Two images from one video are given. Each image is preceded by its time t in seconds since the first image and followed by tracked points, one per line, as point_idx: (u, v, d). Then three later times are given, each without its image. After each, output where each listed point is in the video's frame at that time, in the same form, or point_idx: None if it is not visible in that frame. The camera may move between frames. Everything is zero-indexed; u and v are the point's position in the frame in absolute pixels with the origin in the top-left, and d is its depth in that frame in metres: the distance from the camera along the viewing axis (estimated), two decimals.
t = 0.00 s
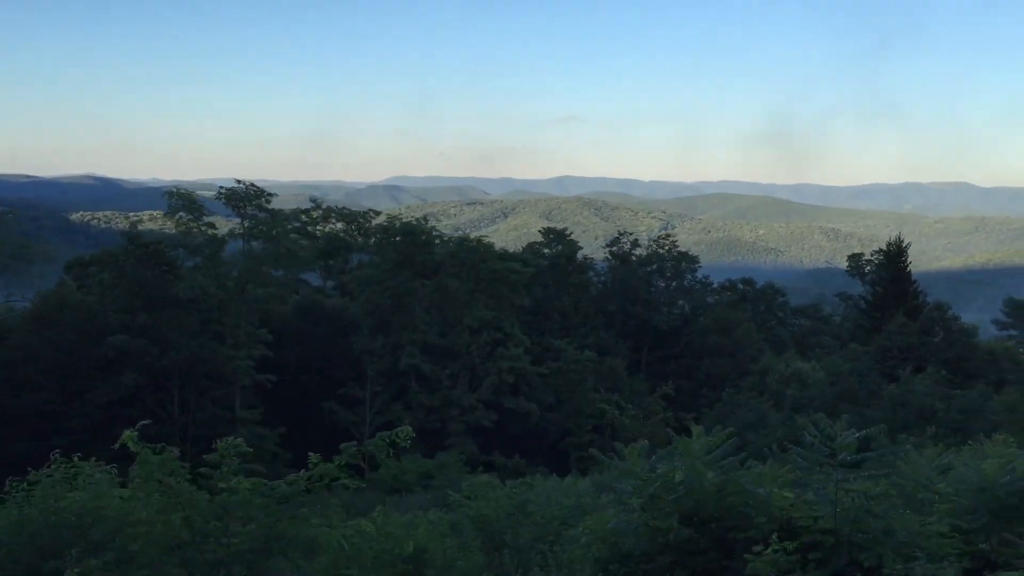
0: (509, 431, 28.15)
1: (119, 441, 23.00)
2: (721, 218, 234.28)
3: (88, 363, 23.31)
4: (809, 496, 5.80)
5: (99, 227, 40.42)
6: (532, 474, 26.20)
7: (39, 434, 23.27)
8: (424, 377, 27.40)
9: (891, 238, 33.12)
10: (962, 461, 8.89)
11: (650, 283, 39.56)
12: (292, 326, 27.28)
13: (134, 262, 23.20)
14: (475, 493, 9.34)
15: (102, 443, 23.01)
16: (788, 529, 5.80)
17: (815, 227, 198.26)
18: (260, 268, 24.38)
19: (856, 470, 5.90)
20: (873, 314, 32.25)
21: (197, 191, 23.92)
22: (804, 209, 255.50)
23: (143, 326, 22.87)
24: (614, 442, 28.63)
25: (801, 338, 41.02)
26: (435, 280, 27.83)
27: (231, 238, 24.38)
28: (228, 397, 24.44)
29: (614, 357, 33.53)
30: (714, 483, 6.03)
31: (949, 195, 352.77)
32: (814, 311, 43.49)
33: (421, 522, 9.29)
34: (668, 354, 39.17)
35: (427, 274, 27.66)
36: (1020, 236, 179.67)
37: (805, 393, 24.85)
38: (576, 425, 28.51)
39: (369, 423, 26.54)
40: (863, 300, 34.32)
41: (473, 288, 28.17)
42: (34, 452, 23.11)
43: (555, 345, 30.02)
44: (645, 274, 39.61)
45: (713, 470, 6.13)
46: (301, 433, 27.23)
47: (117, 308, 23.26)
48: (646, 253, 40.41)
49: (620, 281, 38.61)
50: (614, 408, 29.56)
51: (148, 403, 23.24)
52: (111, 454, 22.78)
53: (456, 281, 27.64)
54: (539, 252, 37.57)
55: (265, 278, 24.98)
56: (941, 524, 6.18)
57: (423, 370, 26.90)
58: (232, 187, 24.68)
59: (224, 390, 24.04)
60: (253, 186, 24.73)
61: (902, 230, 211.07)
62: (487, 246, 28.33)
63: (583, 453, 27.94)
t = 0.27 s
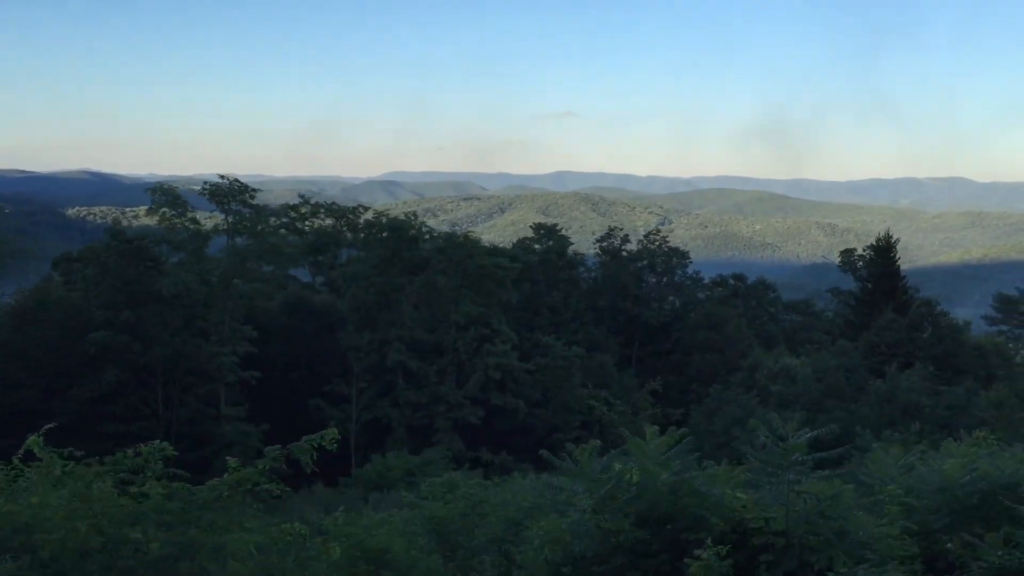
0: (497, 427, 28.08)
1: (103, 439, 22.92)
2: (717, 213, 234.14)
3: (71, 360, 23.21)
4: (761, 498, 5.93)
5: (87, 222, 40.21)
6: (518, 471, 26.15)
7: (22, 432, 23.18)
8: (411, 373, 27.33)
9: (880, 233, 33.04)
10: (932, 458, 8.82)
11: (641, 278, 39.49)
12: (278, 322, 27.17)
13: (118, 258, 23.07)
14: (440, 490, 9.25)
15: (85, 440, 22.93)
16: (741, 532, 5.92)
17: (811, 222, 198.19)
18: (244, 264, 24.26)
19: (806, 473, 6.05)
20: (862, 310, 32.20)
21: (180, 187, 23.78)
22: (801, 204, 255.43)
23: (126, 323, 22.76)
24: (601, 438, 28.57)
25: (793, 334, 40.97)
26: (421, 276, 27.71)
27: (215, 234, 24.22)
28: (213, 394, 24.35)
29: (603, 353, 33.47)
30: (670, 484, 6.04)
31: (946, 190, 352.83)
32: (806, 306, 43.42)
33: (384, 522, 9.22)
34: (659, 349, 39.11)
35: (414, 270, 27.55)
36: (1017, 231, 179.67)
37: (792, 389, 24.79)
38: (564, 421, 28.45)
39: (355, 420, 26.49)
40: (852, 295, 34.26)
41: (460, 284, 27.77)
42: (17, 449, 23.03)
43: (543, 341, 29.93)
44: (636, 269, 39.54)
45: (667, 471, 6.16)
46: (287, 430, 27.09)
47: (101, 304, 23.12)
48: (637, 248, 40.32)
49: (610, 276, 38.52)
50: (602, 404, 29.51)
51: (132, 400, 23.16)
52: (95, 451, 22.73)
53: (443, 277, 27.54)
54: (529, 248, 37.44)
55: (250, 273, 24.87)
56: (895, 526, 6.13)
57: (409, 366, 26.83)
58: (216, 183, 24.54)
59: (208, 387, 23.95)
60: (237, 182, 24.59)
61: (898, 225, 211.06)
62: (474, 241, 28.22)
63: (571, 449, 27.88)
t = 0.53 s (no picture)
0: (488, 423, 28.00)
1: (91, 435, 22.87)
2: (717, 208, 233.75)
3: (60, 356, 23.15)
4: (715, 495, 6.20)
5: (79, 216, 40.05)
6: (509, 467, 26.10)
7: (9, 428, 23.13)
8: (401, 369, 27.26)
9: (873, 228, 32.90)
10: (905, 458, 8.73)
11: (635, 273, 39.35)
12: (269, 318, 27.09)
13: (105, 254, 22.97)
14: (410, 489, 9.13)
15: (73, 436, 22.89)
16: (695, 531, 6.16)
17: (813, 217, 197.66)
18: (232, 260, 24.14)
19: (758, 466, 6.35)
20: (856, 305, 32.07)
21: (167, 182, 23.66)
22: (801, 199, 255.00)
23: (114, 319, 22.67)
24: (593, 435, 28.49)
25: (788, 329, 40.84)
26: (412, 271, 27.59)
27: (203, 229, 24.06)
28: (202, 390, 24.28)
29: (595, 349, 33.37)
30: (628, 482, 6.27)
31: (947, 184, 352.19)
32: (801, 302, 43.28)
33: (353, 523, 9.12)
34: (653, 345, 39.01)
35: (404, 266, 27.42)
36: (1017, 226, 179.23)
37: (782, 385, 24.69)
38: (555, 417, 28.38)
39: (346, 416, 26.44)
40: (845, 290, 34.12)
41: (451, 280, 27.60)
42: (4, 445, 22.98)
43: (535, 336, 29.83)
44: (631, 264, 39.40)
45: (622, 469, 6.36)
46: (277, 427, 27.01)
47: (88, 300, 23.02)
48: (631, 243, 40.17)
49: (604, 271, 38.40)
50: (594, 400, 29.41)
51: (119, 396, 23.10)
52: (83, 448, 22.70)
53: (434, 272, 27.41)
54: (523, 243, 37.28)
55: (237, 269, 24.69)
56: (849, 527, 6.22)
57: (400, 362, 26.76)
58: (203, 178, 24.41)
59: (196, 383, 23.87)
60: (225, 177, 24.46)
61: (899, 220, 210.67)
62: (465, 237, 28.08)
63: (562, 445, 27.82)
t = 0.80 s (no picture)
0: (479, 420, 27.94)
1: (78, 431, 22.79)
2: (719, 204, 233.25)
3: (48, 351, 23.08)
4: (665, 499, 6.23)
5: (72, 211, 39.91)
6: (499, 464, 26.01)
7: None
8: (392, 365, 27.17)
9: (868, 225, 32.79)
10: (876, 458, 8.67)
11: (630, 270, 39.21)
12: (259, 314, 27.00)
13: (93, 249, 22.89)
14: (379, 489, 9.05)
15: (60, 432, 22.81)
16: (646, 535, 6.19)
17: (815, 212, 197.15)
18: (220, 255, 24.03)
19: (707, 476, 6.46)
20: (850, 302, 31.96)
21: (156, 177, 23.55)
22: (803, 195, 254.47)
23: (101, 314, 22.59)
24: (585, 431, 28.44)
25: (783, 326, 40.71)
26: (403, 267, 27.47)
27: (192, 224, 23.95)
28: (190, 386, 24.20)
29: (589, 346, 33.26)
30: (579, 483, 6.40)
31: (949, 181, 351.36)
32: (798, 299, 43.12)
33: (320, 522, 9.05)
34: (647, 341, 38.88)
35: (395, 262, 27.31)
36: (1020, 222, 178.82)
37: (774, 382, 24.58)
38: (547, 413, 28.33)
39: (336, 412, 26.35)
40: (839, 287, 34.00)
41: (442, 276, 27.53)
42: None
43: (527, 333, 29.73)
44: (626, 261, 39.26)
45: (573, 471, 6.49)
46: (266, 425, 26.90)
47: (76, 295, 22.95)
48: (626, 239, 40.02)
49: (599, 268, 38.28)
50: (586, 396, 29.32)
51: (107, 392, 23.02)
52: (70, 443, 22.61)
53: (425, 268, 27.30)
54: (518, 238, 37.16)
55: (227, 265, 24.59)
56: (806, 531, 6.12)
57: (390, 358, 26.67)
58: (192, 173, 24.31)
59: (185, 379, 23.78)
60: (215, 172, 24.35)
61: (900, 216, 210.23)
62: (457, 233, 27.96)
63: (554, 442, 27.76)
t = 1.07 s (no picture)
0: (469, 418, 27.89)
1: (64, 428, 22.75)
2: (719, 202, 233.10)
3: (34, 348, 23.00)
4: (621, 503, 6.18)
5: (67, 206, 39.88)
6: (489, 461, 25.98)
7: None
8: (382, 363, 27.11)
9: (860, 223, 32.71)
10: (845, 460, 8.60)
11: (624, 267, 39.18)
12: (249, 311, 26.93)
13: (80, 246, 22.81)
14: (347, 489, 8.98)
15: (46, 430, 22.78)
16: (597, 541, 6.19)
17: (814, 210, 196.95)
18: (207, 252, 23.92)
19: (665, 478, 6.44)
20: (841, 301, 31.90)
21: (143, 173, 23.46)
22: (803, 193, 254.23)
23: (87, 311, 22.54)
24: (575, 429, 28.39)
25: (777, 324, 40.65)
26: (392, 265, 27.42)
27: (179, 221, 23.85)
28: (177, 383, 24.15)
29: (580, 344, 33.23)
30: (534, 489, 6.41)
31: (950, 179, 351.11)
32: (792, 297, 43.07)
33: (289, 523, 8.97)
34: (641, 339, 38.86)
35: (384, 259, 27.26)
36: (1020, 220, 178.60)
37: (763, 381, 24.51)
38: (537, 412, 28.27)
39: (325, 410, 26.30)
40: (831, 285, 33.93)
41: (432, 273, 27.44)
42: None
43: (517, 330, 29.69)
44: (619, 258, 39.24)
45: (530, 476, 6.53)
46: (254, 423, 26.84)
47: (62, 292, 22.88)
48: (620, 237, 39.99)
49: (592, 265, 38.23)
50: (576, 395, 29.27)
51: (93, 389, 22.98)
52: (56, 440, 22.58)
53: (414, 266, 27.25)
54: (511, 236, 37.10)
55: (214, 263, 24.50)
56: (749, 539, 6.06)
57: (380, 356, 26.62)
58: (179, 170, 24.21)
59: (172, 376, 23.72)
60: (201, 169, 24.28)
61: (900, 214, 209.97)
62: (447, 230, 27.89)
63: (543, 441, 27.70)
